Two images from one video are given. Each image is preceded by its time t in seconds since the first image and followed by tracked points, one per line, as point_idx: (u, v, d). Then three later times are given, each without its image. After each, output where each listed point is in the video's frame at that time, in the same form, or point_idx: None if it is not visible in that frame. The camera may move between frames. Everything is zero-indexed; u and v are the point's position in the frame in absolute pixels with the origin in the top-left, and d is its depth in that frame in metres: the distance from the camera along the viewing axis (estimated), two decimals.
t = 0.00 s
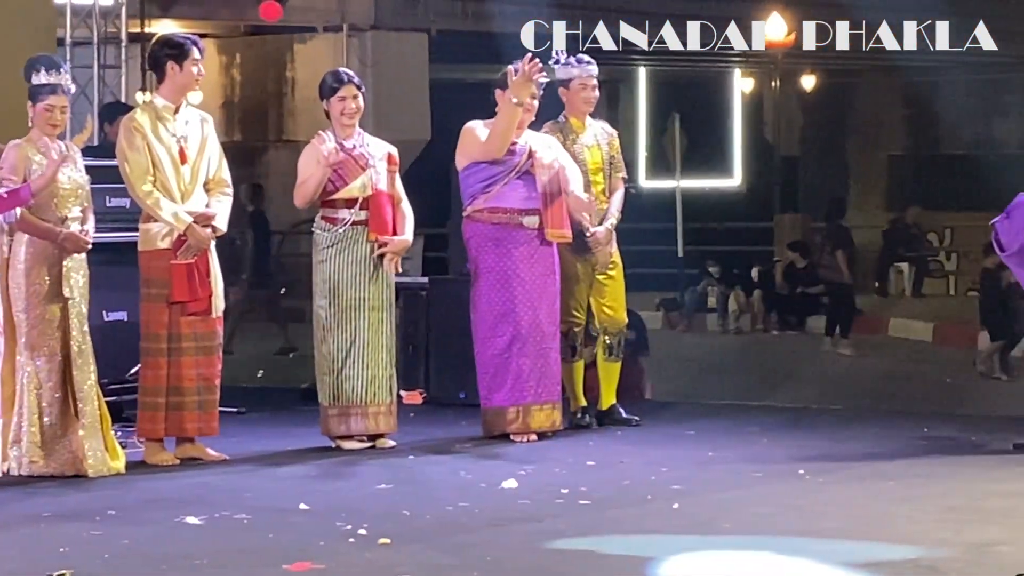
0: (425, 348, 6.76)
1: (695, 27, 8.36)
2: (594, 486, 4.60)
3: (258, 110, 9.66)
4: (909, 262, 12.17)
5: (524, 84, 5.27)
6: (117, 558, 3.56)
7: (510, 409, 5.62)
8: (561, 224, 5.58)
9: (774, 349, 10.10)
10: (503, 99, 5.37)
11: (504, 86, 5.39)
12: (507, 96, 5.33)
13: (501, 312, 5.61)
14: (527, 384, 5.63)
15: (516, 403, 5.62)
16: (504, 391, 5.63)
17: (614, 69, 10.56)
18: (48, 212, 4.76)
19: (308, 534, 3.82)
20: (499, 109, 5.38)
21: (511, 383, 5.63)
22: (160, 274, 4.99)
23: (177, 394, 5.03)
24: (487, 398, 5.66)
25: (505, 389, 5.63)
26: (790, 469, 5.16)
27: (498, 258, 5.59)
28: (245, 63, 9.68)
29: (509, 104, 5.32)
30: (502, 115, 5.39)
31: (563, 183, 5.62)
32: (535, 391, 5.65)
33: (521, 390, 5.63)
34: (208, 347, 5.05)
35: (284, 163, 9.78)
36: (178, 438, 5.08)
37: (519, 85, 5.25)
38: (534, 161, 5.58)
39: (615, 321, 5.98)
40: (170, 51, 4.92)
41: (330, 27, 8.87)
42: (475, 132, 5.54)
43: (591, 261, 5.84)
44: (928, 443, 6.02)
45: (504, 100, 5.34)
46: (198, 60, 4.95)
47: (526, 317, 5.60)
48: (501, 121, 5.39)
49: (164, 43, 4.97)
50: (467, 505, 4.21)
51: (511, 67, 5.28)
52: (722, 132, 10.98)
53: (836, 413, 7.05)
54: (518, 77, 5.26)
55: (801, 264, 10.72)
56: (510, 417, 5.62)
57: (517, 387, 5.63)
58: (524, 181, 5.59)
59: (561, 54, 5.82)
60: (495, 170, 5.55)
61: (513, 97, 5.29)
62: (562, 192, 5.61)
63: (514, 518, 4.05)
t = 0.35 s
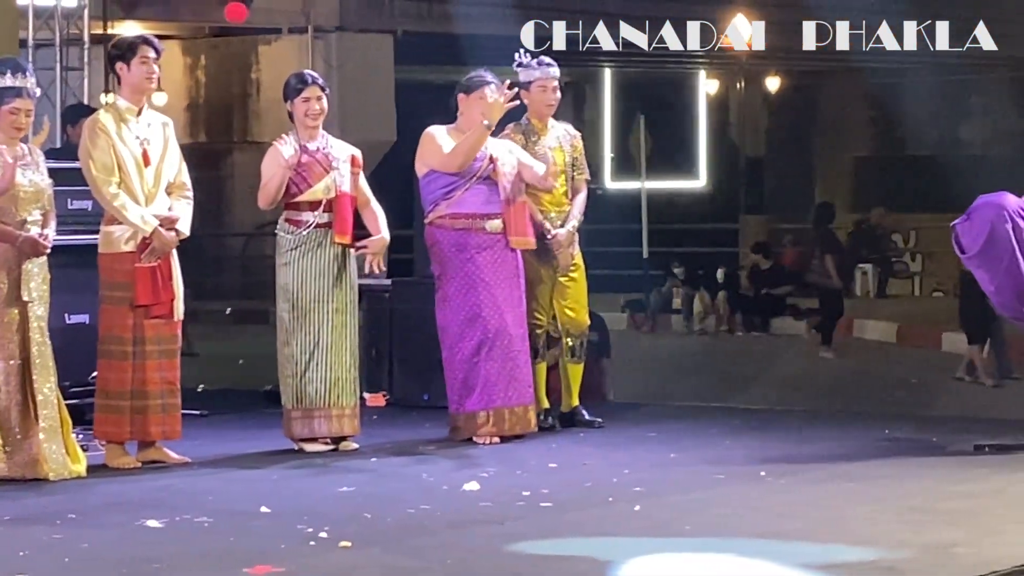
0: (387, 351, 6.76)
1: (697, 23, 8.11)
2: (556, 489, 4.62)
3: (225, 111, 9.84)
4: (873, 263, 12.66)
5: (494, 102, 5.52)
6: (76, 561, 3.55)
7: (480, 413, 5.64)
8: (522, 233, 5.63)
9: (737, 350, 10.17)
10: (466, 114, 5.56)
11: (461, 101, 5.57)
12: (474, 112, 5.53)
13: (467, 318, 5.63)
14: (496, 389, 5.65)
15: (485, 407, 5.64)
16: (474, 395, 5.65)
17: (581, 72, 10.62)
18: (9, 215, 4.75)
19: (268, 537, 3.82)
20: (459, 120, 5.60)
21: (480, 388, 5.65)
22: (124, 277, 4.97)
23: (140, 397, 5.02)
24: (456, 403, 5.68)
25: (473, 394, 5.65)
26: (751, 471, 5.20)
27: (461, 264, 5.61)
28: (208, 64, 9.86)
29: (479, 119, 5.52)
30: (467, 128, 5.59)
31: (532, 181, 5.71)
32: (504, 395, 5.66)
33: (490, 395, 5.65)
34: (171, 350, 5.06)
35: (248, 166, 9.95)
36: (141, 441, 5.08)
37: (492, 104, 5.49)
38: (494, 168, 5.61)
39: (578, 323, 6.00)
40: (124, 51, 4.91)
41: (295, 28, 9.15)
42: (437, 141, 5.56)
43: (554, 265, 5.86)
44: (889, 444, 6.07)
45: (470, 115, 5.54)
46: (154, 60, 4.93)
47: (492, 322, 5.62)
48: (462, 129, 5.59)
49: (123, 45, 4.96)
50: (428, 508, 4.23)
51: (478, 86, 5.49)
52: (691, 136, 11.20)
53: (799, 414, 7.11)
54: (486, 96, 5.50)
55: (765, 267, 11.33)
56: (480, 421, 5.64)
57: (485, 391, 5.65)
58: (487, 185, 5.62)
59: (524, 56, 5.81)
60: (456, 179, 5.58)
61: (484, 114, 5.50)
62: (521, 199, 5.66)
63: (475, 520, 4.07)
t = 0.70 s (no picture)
0: (344, 355, 6.76)
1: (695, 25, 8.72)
2: (512, 492, 4.64)
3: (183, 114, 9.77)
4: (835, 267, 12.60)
5: (448, 101, 5.62)
6: (30, 566, 3.55)
7: (439, 415, 5.66)
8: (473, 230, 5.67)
9: (696, 352, 10.22)
10: (419, 114, 5.62)
11: (414, 102, 5.63)
12: (428, 113, 5.60)
13: (426, 320, 5.64)
14: (454, 391, 5.67)
15: (444, 409, 5.65)
16: (432, 398, 5.66)
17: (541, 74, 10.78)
18: None
19: (223, 541, 3.82)
20: (411, 121, 5.66)
21: (439, 390, 5.66)
22: (76, 281, 4.95)
23: (93, 401, 5.01)
24: (413, 405, 5.69)
25: (432, 396, 5.66)
26: (706, 473, 5.24)
27: (420, 266, 5.62)
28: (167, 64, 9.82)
29: (435, 120, 5.60)
30: (419, 128, 5.64)
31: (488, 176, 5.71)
32: (463, 397, 5.69)
33: (449, 397, 5.67)
34: (124, 354, 5.04)
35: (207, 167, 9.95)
36: (95, 445, 5.06)
37: (447, 105, 5.60)
38: (449, 171, 5.66)
39: (534, 326, 6.01)
40: (73, 53, 4.90)
41: (254, 29, 8.96)
42: (395, 144, 5.56)
43: (509, 266, 5.88)
44: (844, 447, 6.12)
45: (424, 117, 5.60)
46: (103, 63, 4.91)
47: (451, 324, 5.64)
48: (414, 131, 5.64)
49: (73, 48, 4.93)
50: (384, 511, 4.24)
51: (435, 87, 5.57)
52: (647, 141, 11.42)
53: (756, 416, 7.16)
54: (441, 97, 5.59)
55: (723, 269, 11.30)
56: (439, 423, 5.66)
57: (443, 393, 5.66)
58: (444, 186, 5.65)
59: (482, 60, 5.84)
60: (411, 183, 5.58)
61: (440, 115, 5.60)
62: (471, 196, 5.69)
63: (431, 523, 4.09)
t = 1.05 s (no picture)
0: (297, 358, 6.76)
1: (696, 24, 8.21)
2: (466, 495, 4.65)
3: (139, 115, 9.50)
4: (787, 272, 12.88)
5: (398, 100, 5.61)
6: None
7: (389, 417, 5.66)
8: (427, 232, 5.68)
9: (651, 355, 10.25)
10: (370, 114, 5.62)
11: (362, 101, 5.61)
12: (378, 111, 5.60)
13: (378, 322, 5.65)
14: (405, 393, 5.69)
15: (393, 412, 5.66)
16: (383, 399, 5.67)
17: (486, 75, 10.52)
18: None
19: (175, 546, 3.81)
20: (361, 122, 5.65)
21: (390, 391, 5.67)
22: (26, 285, 4.92)
23: (42, 406, 4.99)
24: (361, 406, 5.69)
25: (382, 398, 5.67)
26: (659, 476, 5.27)
27: (373, 268, 5.63)
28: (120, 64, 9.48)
29: (386, 119, 5.60)
30: (369, 128, 5.64)
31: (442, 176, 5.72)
32: (413, 399, 5.71)
33: (399, 399, 5.68)
34: (74, 358, 5.02)
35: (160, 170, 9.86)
36: (45, 449, 5.03)
37: (397, 104, 5.59)
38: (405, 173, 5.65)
39: (487, 329, 6.03)
40: (22, 58, 4.83)
41: (207, 31, 8.59)
42: (353, 148, 5.54)
43: (458, 268, 5.89)
44: (797, 449, 6.17)
45: (375, 116, 5.60)
46: (53, 66, 4.86)
47: (404, 325, 5.65)
48: (365, 130, 5.63)
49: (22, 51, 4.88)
50: (337, 515, 4.24)
51: (384, 86, 5.54)
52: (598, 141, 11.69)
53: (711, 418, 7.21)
54: (391, 96, 5.57)
55: (677, 268, 11.58)
56: (389, 425, 5.67)
57: (394, 394, 5.67)
58: (400, 187, 5.64)
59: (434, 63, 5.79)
60: (367, 185, 5.57)
61: (391, 114, 5.60)
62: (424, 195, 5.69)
63: (385, 527, 4.10)
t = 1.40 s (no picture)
0: (245, 361, 6.75)
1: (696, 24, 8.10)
2: (414, 498, 4.68)
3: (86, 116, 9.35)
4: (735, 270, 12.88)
5: (336, 102, 5.60)
6: None
7: (346, 420, 5.69)
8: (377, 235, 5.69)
9: (600, 357, 10.30)
10: (311, 119, 5.61)
11: (302, 107, 5.61)
12: (319, 116, 5.59)
13: (335, 327, 5.67)
14: (363, 397, 5.71)
15: (351, 416, 5.69)
16: (340, 403, 5.69)
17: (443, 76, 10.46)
18: None
19: (122, 550, 3.80)
20: (303, 127, 5.65)
21: (347, 395, 5.69)
22: None
23: None
24: (321, 410, 5.72)
25: (340, 402, 5.69)
26: (607, 478, 5.31)
27: (328, 274, 5.64)
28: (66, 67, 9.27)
29: (326, 122, 5.59)
30: (312, 132, 5.65)
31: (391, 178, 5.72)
32: (372, 403, 5.73)
33: (357, 404, 5.70)
34: (22, 361, 5.00)
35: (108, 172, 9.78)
36: None
37: (336, 106, 5.58)
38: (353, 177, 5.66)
39: (435, 330, 6.03)
40: None
41: (155, 33, 8.30)
42: (302, 158, 5.52)
43: (405, 270, 5.93)
44: (743, 451, 6.24)
45: (315, 120, 5.59)
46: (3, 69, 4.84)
47: (361, 331, 5.66)
48: (307, 136, 5.64)
49: None
50: (284, 518, 4.25)
51: (321, 90, 5.54)
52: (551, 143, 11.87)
53: (659, 422, 7.25)
54: (329, 99, 5.56)
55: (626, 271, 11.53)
56: (348, 430, 5.69)
57: (350, 398, 5.69)
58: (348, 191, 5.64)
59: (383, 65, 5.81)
60: (319, 194, 5.55)
61: (331, 117, 5.59)
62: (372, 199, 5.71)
63: (332, 530, 4.11)
